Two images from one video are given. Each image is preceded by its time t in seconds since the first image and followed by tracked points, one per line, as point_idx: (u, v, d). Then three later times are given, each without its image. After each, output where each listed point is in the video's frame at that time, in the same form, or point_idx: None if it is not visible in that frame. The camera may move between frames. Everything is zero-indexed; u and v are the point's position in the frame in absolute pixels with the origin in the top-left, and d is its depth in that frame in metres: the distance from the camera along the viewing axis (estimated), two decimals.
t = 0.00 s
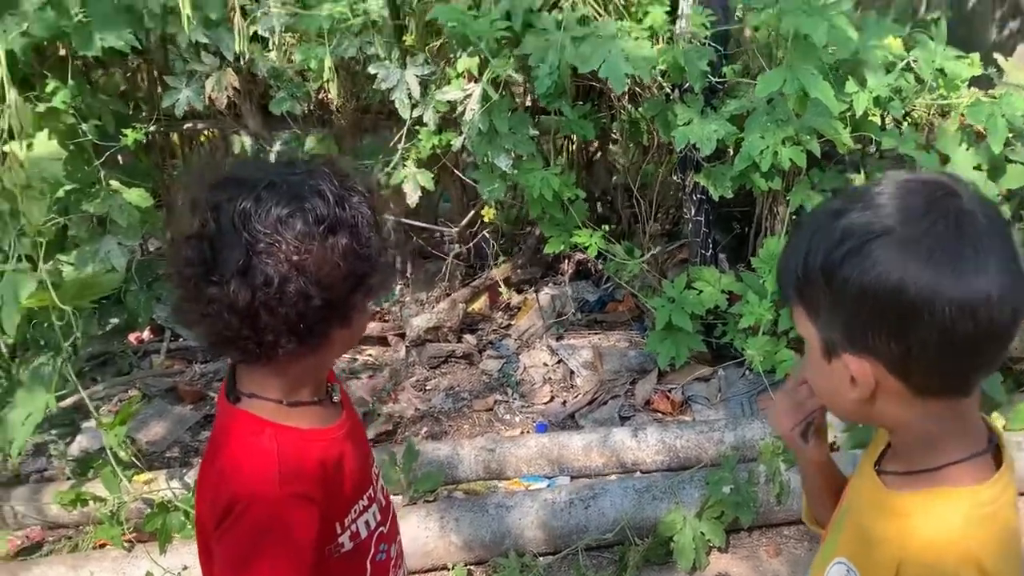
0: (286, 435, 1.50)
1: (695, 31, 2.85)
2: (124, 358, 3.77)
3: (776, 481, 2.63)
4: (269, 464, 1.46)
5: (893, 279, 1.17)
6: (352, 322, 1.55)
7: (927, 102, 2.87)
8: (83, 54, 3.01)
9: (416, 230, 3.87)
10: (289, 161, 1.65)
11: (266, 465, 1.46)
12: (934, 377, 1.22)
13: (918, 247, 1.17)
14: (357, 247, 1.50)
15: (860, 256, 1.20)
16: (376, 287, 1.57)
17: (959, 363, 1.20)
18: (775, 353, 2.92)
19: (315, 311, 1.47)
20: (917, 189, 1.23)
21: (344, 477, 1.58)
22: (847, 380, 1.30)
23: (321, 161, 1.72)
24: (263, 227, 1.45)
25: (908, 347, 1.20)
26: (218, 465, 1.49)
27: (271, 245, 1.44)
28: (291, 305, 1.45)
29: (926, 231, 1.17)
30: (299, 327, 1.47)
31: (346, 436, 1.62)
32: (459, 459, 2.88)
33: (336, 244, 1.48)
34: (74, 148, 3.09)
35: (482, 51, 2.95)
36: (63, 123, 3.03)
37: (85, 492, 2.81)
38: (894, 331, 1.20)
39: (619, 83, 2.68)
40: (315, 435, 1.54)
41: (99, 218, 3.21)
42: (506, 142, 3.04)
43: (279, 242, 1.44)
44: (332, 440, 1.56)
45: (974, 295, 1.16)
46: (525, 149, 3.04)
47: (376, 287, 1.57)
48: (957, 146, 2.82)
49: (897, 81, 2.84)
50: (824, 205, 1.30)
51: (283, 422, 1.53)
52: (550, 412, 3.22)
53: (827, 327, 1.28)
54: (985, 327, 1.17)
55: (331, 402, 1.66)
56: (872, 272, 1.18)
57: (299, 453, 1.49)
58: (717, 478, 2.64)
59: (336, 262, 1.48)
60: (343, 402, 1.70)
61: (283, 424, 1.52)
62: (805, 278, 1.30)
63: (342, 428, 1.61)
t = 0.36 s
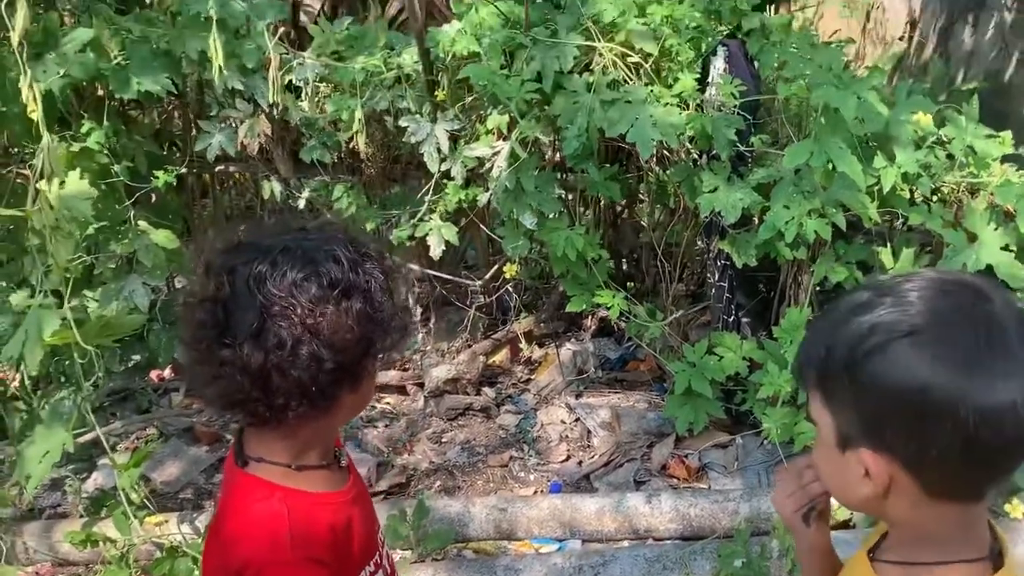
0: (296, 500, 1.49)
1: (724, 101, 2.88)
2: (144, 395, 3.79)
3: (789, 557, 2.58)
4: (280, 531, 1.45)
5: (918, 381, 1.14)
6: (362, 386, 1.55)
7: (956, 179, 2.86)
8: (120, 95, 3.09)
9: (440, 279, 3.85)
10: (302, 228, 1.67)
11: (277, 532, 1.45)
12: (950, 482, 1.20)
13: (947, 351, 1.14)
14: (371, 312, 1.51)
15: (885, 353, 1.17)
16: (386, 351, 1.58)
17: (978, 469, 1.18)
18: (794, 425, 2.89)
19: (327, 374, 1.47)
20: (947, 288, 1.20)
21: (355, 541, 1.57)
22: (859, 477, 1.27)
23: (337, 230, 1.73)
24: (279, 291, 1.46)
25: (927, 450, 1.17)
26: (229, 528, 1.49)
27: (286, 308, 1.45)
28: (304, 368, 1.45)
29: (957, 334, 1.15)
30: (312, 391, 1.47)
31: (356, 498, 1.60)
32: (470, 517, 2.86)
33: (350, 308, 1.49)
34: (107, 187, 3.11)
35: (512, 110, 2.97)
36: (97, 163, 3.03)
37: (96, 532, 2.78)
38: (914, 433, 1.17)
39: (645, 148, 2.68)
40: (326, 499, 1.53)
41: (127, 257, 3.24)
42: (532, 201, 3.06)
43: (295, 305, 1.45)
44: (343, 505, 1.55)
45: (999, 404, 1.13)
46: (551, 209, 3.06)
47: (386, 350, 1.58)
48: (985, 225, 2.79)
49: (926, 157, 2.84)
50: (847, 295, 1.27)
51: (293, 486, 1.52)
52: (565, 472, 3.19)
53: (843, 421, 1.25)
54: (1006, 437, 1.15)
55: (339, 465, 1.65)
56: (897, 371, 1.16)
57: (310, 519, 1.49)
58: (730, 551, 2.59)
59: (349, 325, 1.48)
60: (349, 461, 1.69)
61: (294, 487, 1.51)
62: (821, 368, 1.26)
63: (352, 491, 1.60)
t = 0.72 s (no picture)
0: (280, 519, 1.51)
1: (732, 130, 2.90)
2: (147, 405, 3.81)
3: None
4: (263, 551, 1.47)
5: (917, 438, 1.15)
6: (347, 406, 1.56)
7: (961, 216, 2.88)
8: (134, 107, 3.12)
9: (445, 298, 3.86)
10: (294, 247, 1.68)
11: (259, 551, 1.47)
12: (938, 533, 1.22)
13: (949, 411, 1.14)
14: (354, 332, 1.53)
15: (886, 406, 1.17)
16: (372, 370, 1.58)
17: (965, 521, 1.19)
18: (792, 456, 2.89)
19: (310, 393, 1.48)
20: (954, 343, 1.19)
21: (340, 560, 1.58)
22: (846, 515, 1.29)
23: (332, 250, 1.74)
24: (266, 310, 1.47)
25: (917, 503, 1.19)
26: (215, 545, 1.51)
27: (271, 327, 1.47)
28: (287, 387, 1.47)
29: (960, 395, 1.15)
30: (295, 409, 1.48)
31: (343, 516, 1.61)
32: (467, 537, 2.87)
33: (334, 328, 1.50)
34: (117, 197, 3.14)
35: (520, 134, 3.00)
36: (109, 174, 3.10)
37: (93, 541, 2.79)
38: (906, 486, 1.18)
39: (652, 175, 2.70)
40: (311, 518, 1.54)
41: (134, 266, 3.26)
42: (538, 225, 3.08)
43: (280, 324, 1.47)
44: (328, 523, 1.56)
45: (993, 466, 1.14)
46: (556, 233, 3.07)
47: (372, 370, 1.58)
48: (989, 263, 2.81)
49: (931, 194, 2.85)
50: (853, 337, 1.25)
51: (278, 503, 1.53)
52: (563, 496, 3.19)
53: (836, 462, 1.26)
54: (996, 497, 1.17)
55: (327, 484, 1.65)
56: (895, 426, 1.16)
57: (293, 538, 1.50)
58: None
59: (333, 345, 1.50)
60: (337, 478, 1.70)
61: (278, 505, 1.53)
62: (819, 406, 1.26)
63: (339, 509, 1.61)
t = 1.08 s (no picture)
0: (282, 519, 1.52)
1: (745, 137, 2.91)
2: (161, 406, 3.83)
3: None
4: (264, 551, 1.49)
5: (925, 438, 1.16)
6: (345, 405, 1.59)
7: (973, 225, 2.89)
8: (151, 111, 3.15)
9: (457, 302, 3.86)
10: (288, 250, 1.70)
11: (261, 551, 1.49)
12: (938, 534, 1.23)
13: (958, 414, 1.15)
14: (348, 331, 1.55)
15: (897, 404, 1.18)
16: (367, 370, 1.62)
17: (966, 523, 1.21)
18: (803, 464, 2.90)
19: (307, 392, 1.50)
20: (968, 349, 1.20)
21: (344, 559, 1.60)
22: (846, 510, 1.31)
23: (333, 254, 1.75)
24: (264, 313, 1.49)
25: (920, 502, 1.20)
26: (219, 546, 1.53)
27: (269, 329, 1.48)
28: (285, 387, 1.49)
29: (972, 400, 1.16)
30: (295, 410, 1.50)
31: (346, 517, 1.63)
32: (477, 540, 2.88)
33: (327, 328, 1.52)
34: (134, 200, 3.17)
35: (534, 140, 3.02)
36: (126, 176, 3.13)
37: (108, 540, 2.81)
38: (910, 484, 1.19)
39: (665, 182, 2.71)
40: (313, 519, 1.56)
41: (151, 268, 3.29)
42: (551, 230, 3.10)
43: (275, 326, 1.48)
44: (331, 523, 1.57)
45: (998, 471, 1.15)
46: (569, 239, 3.09)
47: (368, 370, 1.63)
48: (1001, 272, 2.82)
49: (944, 202, 2.86)
50: (871, 334, 1.26)
51: (280, 504, 1.55)
52: (573, 500, 3.20)
53: (842, 457, 1.27)
54: (998, 502, 1.18)
55: (330, 485, 1.68)
56: (904, 424, 1.17)
57: (294, 538, 1.51)
58: None
59: (328, 345, 1.52)
60: (338, 478, 1.73)
61: (280, 506, 1.55)
62: (830, 400, 1.28)
63: (341, 509, 1.63)
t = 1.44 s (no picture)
0: (267, 516, 1.55)
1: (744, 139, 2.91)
2: (166, 412, 3.85)
3: None
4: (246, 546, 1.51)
5: (901, 425, 1.21)
6: (329, 403, 1.61)
7: (975, 224, 2.90)
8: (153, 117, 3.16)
9: (460, 307, 3.87)
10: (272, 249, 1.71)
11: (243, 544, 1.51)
12: (923, 525, 1.26)
13: (932, 399, 1.20)
14: (328, 328, 1.56)
15: (873, 395, 1.23)
16: (351, 366, 1.64)
17: (948, 513, 1.24)
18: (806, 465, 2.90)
19: (286, 390, 1.52)
20: (939, 340, 1.26)
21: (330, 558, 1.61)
22: (832, 507, 1.34)
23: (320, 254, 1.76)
24: (245, 314, 1.50)
25: (903, 492, 1.24)
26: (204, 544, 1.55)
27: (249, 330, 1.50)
28: (263, 385, 1.50)
29: (944, 384, 1.21)
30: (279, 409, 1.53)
31: (333, 515, 1.65)
32: (482, 544, 2.88)
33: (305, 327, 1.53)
34: (138, 207, 3.19)
35: (535, 144, 3.03)
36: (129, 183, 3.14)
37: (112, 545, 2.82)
38: (891, 474, 1.23)
39: (665, 184, 2.72)
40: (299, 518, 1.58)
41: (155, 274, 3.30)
42: (552, 233, 3.11)
43: (252, 325, 1.50)
44: (317, 522, 1.59)
45: (974, 454, 1.20)
46: (570, 242, 3.10)
47: (352, 364, 1.64)
48: (1003, 271, 2.82)
49: (945, 202, 2.86)
50: (844, 333, 1.33)
51: (265, 501, 1.57)
52: (577, 503, 3.21)
53: (825, 455, 1.31)
54: (978, 487, 1.22)
55: (317, 483, 1.70)
56: (880, 414, 1.22)
57: (280, 533, 1.54)
58: None
59: (306, 344, 1.53)
60: (325, 477, 1.75)
61: (266, 503, 1.57)
62: (810, 400, 1.33)
63: (328, 509, 1.65)
